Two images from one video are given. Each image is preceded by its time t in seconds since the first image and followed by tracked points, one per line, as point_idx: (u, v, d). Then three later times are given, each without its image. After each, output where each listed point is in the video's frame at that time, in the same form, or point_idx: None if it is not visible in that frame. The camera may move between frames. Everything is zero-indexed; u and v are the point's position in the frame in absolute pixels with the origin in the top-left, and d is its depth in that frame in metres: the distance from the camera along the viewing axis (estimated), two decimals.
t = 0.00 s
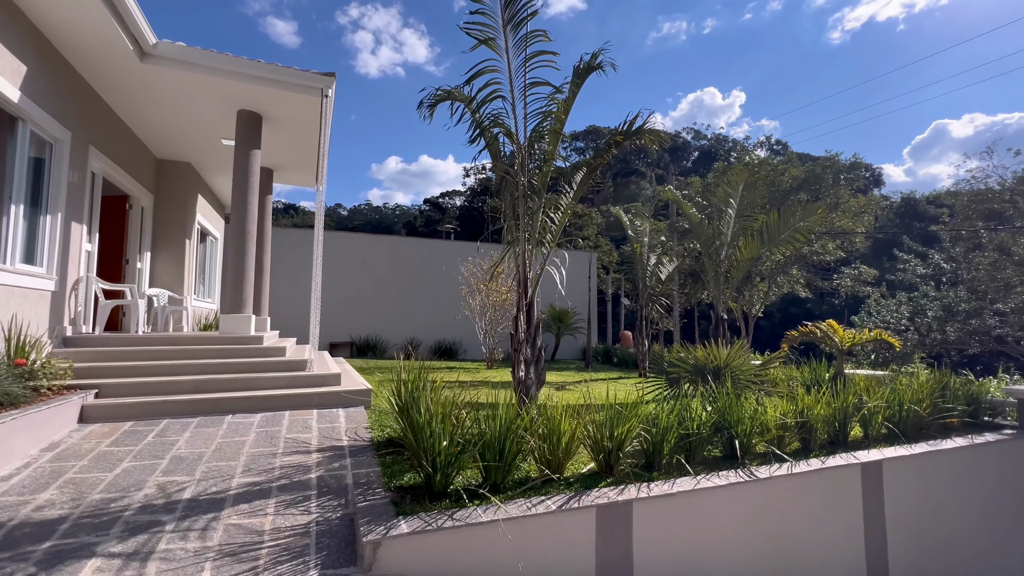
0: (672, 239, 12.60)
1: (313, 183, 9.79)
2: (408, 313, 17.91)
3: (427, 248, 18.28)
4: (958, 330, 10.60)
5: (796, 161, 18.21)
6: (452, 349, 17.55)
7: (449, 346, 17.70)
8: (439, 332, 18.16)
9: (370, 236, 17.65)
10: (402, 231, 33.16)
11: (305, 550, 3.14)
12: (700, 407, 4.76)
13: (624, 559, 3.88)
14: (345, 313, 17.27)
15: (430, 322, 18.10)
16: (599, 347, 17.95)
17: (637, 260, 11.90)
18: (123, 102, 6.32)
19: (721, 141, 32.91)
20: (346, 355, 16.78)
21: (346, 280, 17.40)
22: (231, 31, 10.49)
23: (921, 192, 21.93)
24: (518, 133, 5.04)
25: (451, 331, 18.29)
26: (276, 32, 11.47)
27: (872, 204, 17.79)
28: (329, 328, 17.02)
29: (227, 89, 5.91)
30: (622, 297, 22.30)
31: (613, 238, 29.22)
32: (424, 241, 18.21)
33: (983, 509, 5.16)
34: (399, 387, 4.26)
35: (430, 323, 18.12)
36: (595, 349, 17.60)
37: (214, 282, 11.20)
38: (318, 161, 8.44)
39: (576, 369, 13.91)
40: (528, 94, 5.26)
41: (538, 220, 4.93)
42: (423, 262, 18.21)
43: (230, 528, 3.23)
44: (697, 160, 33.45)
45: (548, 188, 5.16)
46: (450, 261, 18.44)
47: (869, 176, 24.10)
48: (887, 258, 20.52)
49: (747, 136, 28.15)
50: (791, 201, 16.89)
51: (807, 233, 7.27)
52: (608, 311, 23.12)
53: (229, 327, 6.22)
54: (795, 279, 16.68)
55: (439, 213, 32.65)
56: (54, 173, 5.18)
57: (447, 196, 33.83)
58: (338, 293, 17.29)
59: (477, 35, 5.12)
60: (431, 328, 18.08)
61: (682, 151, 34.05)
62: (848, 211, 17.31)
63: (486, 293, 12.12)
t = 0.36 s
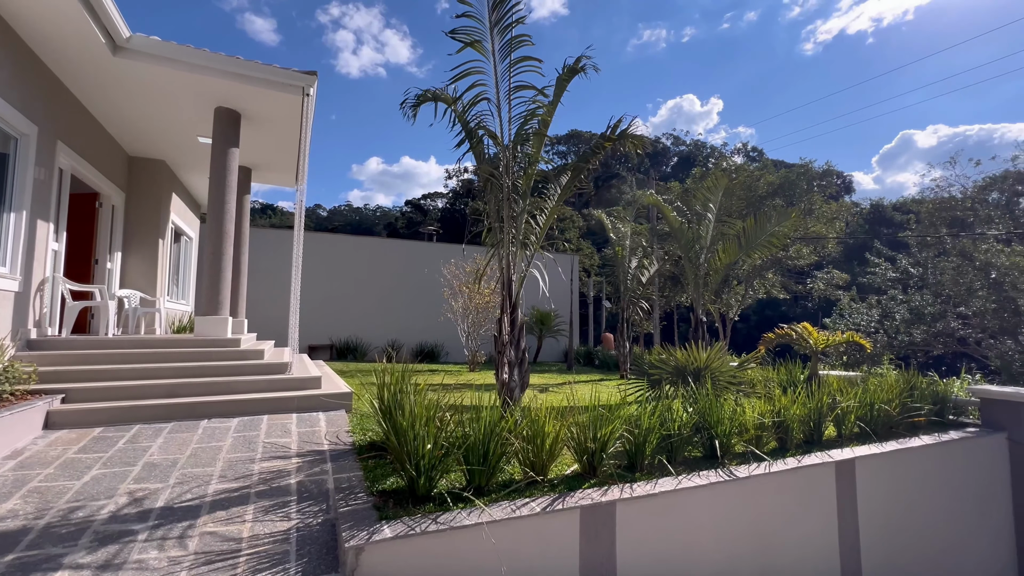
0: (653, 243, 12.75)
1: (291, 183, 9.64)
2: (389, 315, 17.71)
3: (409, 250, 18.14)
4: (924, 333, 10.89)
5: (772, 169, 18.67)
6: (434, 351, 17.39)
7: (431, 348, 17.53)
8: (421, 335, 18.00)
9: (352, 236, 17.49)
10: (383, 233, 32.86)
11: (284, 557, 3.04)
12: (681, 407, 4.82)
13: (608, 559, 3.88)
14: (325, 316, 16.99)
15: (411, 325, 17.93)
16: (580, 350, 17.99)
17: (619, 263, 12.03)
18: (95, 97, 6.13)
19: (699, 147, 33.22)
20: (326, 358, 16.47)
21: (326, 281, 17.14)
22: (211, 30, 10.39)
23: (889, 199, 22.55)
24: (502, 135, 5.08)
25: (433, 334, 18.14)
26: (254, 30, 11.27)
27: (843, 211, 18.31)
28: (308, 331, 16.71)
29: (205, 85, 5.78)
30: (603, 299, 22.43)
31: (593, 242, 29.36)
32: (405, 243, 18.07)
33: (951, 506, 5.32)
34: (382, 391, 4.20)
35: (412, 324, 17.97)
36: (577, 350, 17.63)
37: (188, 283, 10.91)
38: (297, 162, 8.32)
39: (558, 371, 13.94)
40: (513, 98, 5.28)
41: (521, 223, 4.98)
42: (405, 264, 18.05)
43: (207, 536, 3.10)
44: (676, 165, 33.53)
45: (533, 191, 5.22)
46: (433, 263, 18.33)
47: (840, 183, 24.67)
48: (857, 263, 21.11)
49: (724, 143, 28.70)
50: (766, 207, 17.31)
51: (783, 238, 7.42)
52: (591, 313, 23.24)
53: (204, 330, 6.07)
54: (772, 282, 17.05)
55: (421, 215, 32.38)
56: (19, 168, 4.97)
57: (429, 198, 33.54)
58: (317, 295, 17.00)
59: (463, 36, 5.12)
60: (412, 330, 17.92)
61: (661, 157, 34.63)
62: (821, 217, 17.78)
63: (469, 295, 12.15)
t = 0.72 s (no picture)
0: (636, 245, 12.87)
1: (269, 183, 9.46)
2: (370, 317, 17.48)
3: (390, 252, 17.94)
4: (893, 334, 11.29)
5: (750, 173, 19.05)
6: (416, 353, 17.21)
7: (414, 350, 17.33)
8: (403, 337, 17.80)
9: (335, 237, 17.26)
10: (364, 233, 32.46)
11: (266, 563, 2.93)
12: (664, 408, 4.88)
13: (593, 560, 3.87)
14: (305, 318, 16.69)
15: (393, 327, 17.73)
16: (563, 351, 18.05)
17: (602, 265, 12.12)
18: (65, 91, 5.94)
19: (680, 151, 33.53)
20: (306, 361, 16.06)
21: (306, 282, 16.84)
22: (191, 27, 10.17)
23: (861, 205, 23.21)
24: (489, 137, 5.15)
25: (416, 336, 17.95)
26: (232, 26, 11.15)
27: (817, 216, 18.79)
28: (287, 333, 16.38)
29: (181, 80, 5.65)
30: (585, 301, 22.54)
31: (575, 244, 29.49)
32: (387, 244, 17.88)
33: (922, 502, 5.47)
34: (365, 393, 4.13)
35: (393, 327, 17.73)
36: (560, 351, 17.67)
37: (161, 284, 10.62)
38: (276, 160, 8.19)
39: (541, 372, 13.96)
40: (501, 100, 5.26)
41: (508, 226, 5.04)
42: (386, 265, 17.84)
43: (183, 543, 2.98)
44: (658, 168, 33.56)
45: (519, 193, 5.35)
46: (416, 264, 18.16)
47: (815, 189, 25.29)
48: (831, 266, 21.64)
49: (704, 148, 29.14)
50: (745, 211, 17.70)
51: (761, 241, 7.55)
52: (574, 315, 23.33)
53: (179, 332, 5.90)
54: (750, 285, 17.39)
55: (402, 215, 32.06)
56: None
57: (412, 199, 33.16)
58: (296, 296, 16.70)
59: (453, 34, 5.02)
60: (394, 333, 17.68)
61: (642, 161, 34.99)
62: (797, 221, 18.22)
63: (452, 297, 12.24)
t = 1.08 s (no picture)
0: (621, 247, 13.00)
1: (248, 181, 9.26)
2: (354, 318, 17.25)
3: (373, 252, 17.72)
4: (867, 335, 11.61)
5: (730, 177, 19.41)
6: (400, 355, 17.03)
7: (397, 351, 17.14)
8: (386, 338, 17.61)
9: (317, 236, 16.97)
10: (347, 233, 32.10)
11: (251, 569, 2.82)
12: (650, 408, 4.92)
13: (582, 560, 3.85)
14: (286, 318, 16.39)
15: (377, 327, 17.51)
16: (548, 352, 18.09)
17: (587, 267, 12.22)
18: (36, 83, 5.73)
19: (661, 155, 33.95)
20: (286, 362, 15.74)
21: (287, 282, 16.54)
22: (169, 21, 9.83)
23: (836, 211, 23.94)
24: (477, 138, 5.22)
25: (400, 337, 17.78)
26: (210, 20, 10.76)
27: (794, 220, 19.23)
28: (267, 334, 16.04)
29: (160, 73, 5.50)
30: (569, 302, 22.62)
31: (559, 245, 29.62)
32: (370, 244, 17.66)
33: (896, 499, 5.62)
34: (352, 395, 4.06)
35: (378, 328, 17.55)
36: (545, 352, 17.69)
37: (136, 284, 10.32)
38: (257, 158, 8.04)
39: (527, 373, 14.00)
40: (489, 101, 5.25)
41: (496, 226, 5.18)
42: (370, 265, 17.63)
43: (163, 551, 2.86)
44: (640, 172, 34.07)
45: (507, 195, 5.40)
46: (400, 264, 17.99)
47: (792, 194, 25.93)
48: (808, 269, 22.18)
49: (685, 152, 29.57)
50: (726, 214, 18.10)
51: (743, 244, 7.68)
52: (557, 316, 23.42)
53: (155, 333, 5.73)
54: (731, 287, 17.73)
55: (386, 215, 31.78)
56: None
57: (396, 199, 32.90)
58: (278, 296, 16.38)
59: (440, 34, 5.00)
60: (379, 333, 17.50)
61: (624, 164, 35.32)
62: (775, 225, 18.64)
63: (437, 298, 12.20)
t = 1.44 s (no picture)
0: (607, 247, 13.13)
1: (228, 177, 9.06)
2: (337, 318, 17.01)
3: (358, 251, 17.51)
4: (844, 335, 11.96)
5: (713, 180, 19.74)
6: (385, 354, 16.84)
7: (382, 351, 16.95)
8: (371, 338, 17.41)
9: (298, 235, 16.64)
10: (329, 232, 31.69)
11: None
12: (639, 408, 4.95)
13: (573, 560, 3.84)
14: (269, 317, 16.07)
15: (361, 327, 17.31)
16: (533, 352, 18.10)
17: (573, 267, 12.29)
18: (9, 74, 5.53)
19: (645, 157, 34.27)
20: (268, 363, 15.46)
21: (269, 282, 16.21)
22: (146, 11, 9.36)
23: (813, 213, 24.55)
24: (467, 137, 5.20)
25: (384, 337, 17.59)
26: (189, 13, 10.32)
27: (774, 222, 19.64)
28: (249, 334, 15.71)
29: (139, 66, 5.36)
30: (555, 301, 22.71)
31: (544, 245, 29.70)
32: (353, 242, 17.42)
33: (874, 496, 5.75)
34: (341, 396, 3.99)
35: (363, 327, 17.37)
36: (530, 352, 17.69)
37: (111, 282, 10.03)
38: (237, 154, 7.89)
39: (513, 373, 14.00)
40: (479, 99, 5.24)
41: (486, 225, 5.16)
42: (353, 264, 17.40)
43: (145, 558, 2.75)
44: (624, 173, 34.40)
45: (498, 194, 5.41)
46: (385, 263, 17.80)
47: (771, 196, 26.45)
48: (787, 270, 22.66)
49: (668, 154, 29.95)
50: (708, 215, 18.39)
51: (728, 246, 7.79)
52: (543, 316, 23.49)
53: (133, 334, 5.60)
54: (713, 287, 18.02)
55: (369, 214, 31.49)
56: None
57: (379, 198, 32.51)
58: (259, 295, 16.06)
59: (429, 32, 4.98)
60: (363, 333, 17.31)
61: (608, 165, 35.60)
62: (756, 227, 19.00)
63: (422, 297, 12.12)
